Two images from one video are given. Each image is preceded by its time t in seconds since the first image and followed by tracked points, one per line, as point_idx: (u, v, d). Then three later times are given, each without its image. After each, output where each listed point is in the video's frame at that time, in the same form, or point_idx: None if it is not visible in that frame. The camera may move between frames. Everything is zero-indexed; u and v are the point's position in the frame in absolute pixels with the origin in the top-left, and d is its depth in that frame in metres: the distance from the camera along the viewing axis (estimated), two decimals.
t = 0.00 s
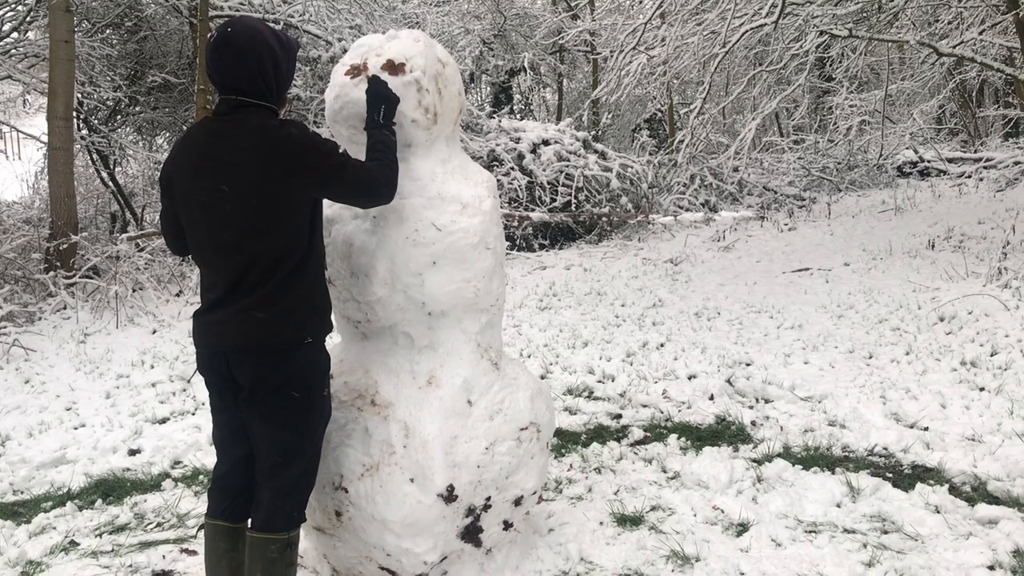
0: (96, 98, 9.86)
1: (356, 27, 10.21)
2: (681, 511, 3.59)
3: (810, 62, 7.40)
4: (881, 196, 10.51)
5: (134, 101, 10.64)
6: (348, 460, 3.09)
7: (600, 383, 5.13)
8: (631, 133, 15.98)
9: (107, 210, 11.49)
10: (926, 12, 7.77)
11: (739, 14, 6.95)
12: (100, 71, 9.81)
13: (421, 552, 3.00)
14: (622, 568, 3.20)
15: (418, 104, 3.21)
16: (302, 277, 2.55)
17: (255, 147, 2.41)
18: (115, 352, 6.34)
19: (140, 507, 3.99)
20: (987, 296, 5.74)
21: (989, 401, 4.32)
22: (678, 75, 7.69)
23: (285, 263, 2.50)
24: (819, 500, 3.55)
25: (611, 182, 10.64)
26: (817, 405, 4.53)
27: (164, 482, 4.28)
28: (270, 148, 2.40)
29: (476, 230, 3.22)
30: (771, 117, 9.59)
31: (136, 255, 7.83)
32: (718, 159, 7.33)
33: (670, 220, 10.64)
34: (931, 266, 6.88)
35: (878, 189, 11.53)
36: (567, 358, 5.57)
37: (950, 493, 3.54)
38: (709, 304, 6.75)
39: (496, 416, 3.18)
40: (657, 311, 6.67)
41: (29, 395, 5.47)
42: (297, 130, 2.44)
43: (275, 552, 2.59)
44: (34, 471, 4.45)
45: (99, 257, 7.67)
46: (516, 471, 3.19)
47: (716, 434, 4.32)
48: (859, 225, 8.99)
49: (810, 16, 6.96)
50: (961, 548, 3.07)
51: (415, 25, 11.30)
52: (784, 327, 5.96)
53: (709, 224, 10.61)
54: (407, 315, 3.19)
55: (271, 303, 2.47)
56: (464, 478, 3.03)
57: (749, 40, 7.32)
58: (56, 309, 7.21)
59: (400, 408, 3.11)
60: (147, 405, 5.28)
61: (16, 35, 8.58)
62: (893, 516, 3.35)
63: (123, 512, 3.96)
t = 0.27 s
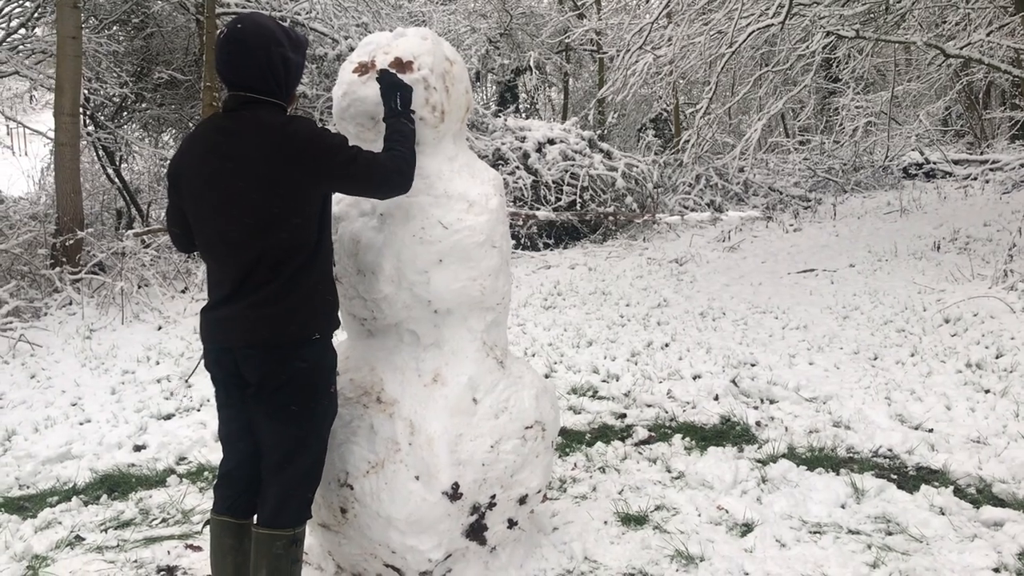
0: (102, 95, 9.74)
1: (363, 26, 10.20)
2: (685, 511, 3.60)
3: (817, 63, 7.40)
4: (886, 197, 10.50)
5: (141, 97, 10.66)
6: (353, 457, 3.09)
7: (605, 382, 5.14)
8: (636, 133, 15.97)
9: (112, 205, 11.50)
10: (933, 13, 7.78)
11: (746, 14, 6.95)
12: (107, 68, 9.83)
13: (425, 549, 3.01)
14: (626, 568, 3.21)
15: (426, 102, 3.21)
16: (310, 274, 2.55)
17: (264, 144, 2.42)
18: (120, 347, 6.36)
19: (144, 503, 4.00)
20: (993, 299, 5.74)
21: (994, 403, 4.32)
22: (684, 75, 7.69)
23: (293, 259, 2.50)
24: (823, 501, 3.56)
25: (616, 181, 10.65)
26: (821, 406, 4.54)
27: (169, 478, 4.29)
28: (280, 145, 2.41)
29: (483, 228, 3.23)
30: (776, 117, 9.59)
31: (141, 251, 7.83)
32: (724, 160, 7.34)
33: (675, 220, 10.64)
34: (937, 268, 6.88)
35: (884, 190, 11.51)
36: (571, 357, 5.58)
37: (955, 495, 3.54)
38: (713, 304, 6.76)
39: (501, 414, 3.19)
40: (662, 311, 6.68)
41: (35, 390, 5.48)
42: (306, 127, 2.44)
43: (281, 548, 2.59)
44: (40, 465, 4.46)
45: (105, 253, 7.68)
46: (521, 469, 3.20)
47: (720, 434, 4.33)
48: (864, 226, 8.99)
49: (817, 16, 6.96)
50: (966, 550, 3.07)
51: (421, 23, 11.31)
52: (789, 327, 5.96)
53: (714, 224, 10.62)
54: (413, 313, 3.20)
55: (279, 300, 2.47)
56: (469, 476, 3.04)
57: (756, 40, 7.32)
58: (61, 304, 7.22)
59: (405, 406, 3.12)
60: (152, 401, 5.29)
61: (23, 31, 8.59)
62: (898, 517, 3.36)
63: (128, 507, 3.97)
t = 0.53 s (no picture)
0: (109, 96, 9.80)
1: (369, 27, 10.21)
2: (691, 514, 3.60)
3: (823, 66, 7.41)
4: (893, 201, 10.48)
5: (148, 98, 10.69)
6: (359, 459, 3.10)
7: (610, 384, 5.14)
8: (642, 134, 15.95)
9: (118, 205, 11.52)
10: (940, 16, 7.77)
11: (753, 17, 6.96)
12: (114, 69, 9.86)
13: (430, 551, 3.01)
14: (631, 570, 3.20)
15: (432, 103, 3.22)
16: (317, 274, 2.55)
17: (271, 145, 2.41)
18: (126, 347, 6.37)
19: (151, 503, 4.01)
20: (1000, 302, 5.73)
21: (1000, 408, 4.31)
22: (691, 77, 7.70)
23: (299, 260, 2.50)
24: (829, 504, 3.55)
25: (622, 183, 10.65)
26: (827, 409, 4.53)
27: (175, 478, 4.30)
28: (285, 145, 2.40)
29: (489, 230, 3.24)
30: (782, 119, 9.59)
31: (147, 252, 7.85)
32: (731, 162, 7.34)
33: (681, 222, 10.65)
34: (943, 271, 6.87)
35: (890, 192, 11.47)
36: (577, 359, 5.58)
37: (961, 499, 3.54)
38: (719, 307, 6.75)
39: (506, 416, 3.19)
40: (668, 313, 6.67)
41: (42, 390, 5.50)
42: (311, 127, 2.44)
43: (287, 549, 2.60)
44: (46, 465, 4.47)
45: (111, 253, 7.69)
46: (526, 471, 3.20)
47: (726, 437, 4.33)
48: (870, 229, 8.98)
49: (823, 19, 6.96)
50: (972, 554, 3.07)
51: (427, 24, 11.33)
52: (795, 330, 5.96)
53: (720, 227, 10.62)
54: (419, 315, 3.20)
55: (286, 301, 2.48)
56: (474, 478, 3.04)
57: (762, 43, 7.33)
58: (68, 304, 7.24)
59: (411, 407, 3.12)
60: (158, 401, 5.30)
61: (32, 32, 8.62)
62: (904, 521, 3.35)
63: (134, 507, 3.98)
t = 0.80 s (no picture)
0: (113, 100, 9.88)
1: (371, 31, 10.24)
2: (694, 516, 3.60)
3: (826, 68, 7.41)
4: (896, 203, 10.45)
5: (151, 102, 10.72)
6: (362, 462, 3.10)
7: (613, 387, 5.13)
8: (644, 137, 15.94)
9: (121, 210, 11.55)
10: (943, 18, 7.76)
11: (755, 19, 6.96)
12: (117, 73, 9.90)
13: (433, 554, 3.01)
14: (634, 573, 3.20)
15: (434, 107, 3.24)
16: (318, 272, 2.54)
17: (267, 147, 2.42)
18: (129, 351, 6.38)
19: (154, 507, 4.02)
20: (1003, 304, 5.71)
21: (1004, 410, 4.30)
22: (693, 80, 7.69)
23: (300, 260, 2.50)
24: (832, 507, 3.55)
25: (625, 186, 10.65)
26: (830, 412, 4.52)
27: (178, 482, 4.30)
28: (282, 146, 2.41)
29: (491, 233, 3.25)
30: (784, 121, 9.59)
31: (150, 256, 7.85)
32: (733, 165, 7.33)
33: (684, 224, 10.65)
34: (946, 273, 6.86)
35: (893, 194, 11.45)
36: (580, 362, 5.58)
37: (965, 501, 3.53)
38: (722, 309, 6.74)
39: (509, 419, 3.20)
40: (670, 316, 6.67)
41: (45, 394, 5.51)
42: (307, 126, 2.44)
43: (293, 552, 2.60)
44: (50, 469, 4.48)
45: (114, 257, 7.70)
46: (528, 474, 3.21)
47: (729, 439, 4.32)
48: (873, 231, 8.96)
49: (826, 21, 6.96)
50: (976, 556, 3.06)
51: (429, 28, 11.34)
52: (798, 333, 5.95)
53: (723, 229, 10.62)
54: (422, 318, 3.20)
55: (287, 301, 2.48)
56: (477, 481, 3.04)
57: (765, 45, 7.33)
58: (71, 308, 7.26)
59: (414, 410, 3.12)
60: (161, 405, 5.31)
61: (35, 38, 8.67)
62: (907, 523, 3.35)
63: (137, 511, 3.99)
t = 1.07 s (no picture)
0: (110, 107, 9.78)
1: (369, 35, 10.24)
2: (694, 518, 3.59)
3: (823, 68, 7.41)
4: (894, 202, 10.45)
5: (148, 108, 10.66)
6: (361, 466, 3.10)
7: (612, 389, 5.12)
8: (643, 139, 15.95)
9: (120, 216, 11.56)
10: (939, 18, 7.78)
11: (752, 20, 6.97)
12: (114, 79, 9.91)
13: (433, 558, 3.00)
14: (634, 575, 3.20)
15: (431, 111, 3.26)
16: (300, 266, 2.50)
17: (237, 148, 2.39)
18: (128, 357, 6.38)
19: (153, 513, 4.02)
20: (1003, 303, 5.71)
21: (1003, 409, 4.30)
22: (690, 82, 7.70)
23: (283, 259, 2.47)
24: (832, 508, 3.54)
25: (623, 188, 10.66)
26: (830, 412, 4.52)
27: (178, 488, 4.30)
28: (258, 146, 2.37)
29: (489, 236, 3.25)
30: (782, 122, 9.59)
31: (149, 262, 7.84)
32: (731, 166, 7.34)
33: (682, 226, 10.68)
34: (945, 272, 6.85)
35: (891, 195, 11.45)
36: (579, 364, 5.58)
37: (965, 501, 3.53)
38: (721, 311, 6.74)
39: (508, 422, 3.19)
40: (669, 318, 6.66)
41: (44, 401, 5.50)
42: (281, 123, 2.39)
43: (291, 555, 2.62)
44: (49, 475, 4.48)
45: (113, 263, 7.69)
46: (528, 476, 3.20)
47: (729, 441, 4.31)
48: (872, 231, 8.96)
49: (822, 22, 6.97)
50: (976, 556, 3.05)
51: (427, 31, 11.35)
52: (797, 333, 5.95)
53: (722, 231, 10.62)
54: (420, 321, 3.20)
55: (273, 302, 2.45)
56: (476, 484, 3.04)
57: (762, 46, 7.33)
58: (70, 315, 7.26)
59: (413, 414, 3.12)
60: (161, 411, 5.31)
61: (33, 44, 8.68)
62: (907, 523, 3.34)
63: (137, 517, 3.98)
